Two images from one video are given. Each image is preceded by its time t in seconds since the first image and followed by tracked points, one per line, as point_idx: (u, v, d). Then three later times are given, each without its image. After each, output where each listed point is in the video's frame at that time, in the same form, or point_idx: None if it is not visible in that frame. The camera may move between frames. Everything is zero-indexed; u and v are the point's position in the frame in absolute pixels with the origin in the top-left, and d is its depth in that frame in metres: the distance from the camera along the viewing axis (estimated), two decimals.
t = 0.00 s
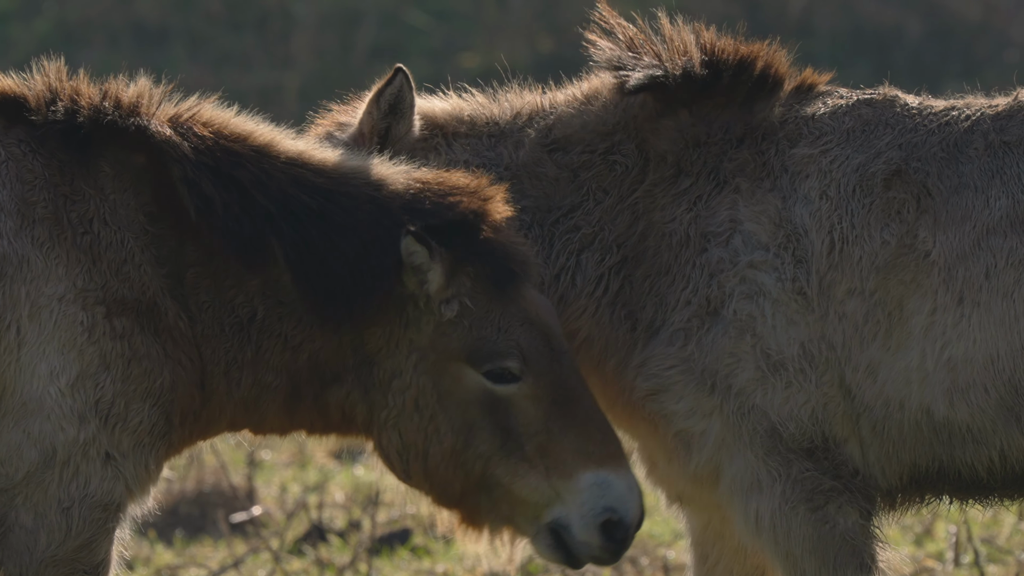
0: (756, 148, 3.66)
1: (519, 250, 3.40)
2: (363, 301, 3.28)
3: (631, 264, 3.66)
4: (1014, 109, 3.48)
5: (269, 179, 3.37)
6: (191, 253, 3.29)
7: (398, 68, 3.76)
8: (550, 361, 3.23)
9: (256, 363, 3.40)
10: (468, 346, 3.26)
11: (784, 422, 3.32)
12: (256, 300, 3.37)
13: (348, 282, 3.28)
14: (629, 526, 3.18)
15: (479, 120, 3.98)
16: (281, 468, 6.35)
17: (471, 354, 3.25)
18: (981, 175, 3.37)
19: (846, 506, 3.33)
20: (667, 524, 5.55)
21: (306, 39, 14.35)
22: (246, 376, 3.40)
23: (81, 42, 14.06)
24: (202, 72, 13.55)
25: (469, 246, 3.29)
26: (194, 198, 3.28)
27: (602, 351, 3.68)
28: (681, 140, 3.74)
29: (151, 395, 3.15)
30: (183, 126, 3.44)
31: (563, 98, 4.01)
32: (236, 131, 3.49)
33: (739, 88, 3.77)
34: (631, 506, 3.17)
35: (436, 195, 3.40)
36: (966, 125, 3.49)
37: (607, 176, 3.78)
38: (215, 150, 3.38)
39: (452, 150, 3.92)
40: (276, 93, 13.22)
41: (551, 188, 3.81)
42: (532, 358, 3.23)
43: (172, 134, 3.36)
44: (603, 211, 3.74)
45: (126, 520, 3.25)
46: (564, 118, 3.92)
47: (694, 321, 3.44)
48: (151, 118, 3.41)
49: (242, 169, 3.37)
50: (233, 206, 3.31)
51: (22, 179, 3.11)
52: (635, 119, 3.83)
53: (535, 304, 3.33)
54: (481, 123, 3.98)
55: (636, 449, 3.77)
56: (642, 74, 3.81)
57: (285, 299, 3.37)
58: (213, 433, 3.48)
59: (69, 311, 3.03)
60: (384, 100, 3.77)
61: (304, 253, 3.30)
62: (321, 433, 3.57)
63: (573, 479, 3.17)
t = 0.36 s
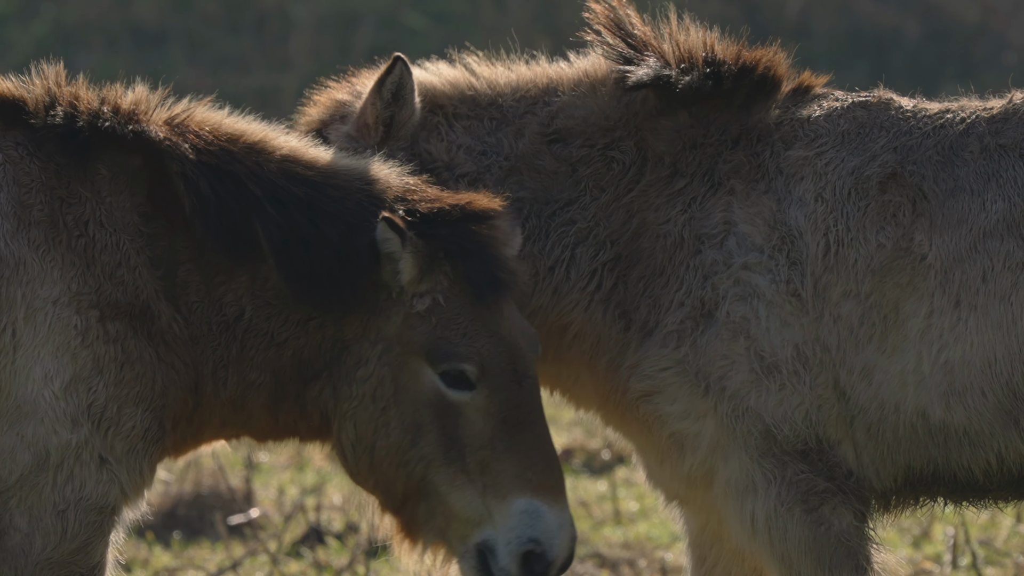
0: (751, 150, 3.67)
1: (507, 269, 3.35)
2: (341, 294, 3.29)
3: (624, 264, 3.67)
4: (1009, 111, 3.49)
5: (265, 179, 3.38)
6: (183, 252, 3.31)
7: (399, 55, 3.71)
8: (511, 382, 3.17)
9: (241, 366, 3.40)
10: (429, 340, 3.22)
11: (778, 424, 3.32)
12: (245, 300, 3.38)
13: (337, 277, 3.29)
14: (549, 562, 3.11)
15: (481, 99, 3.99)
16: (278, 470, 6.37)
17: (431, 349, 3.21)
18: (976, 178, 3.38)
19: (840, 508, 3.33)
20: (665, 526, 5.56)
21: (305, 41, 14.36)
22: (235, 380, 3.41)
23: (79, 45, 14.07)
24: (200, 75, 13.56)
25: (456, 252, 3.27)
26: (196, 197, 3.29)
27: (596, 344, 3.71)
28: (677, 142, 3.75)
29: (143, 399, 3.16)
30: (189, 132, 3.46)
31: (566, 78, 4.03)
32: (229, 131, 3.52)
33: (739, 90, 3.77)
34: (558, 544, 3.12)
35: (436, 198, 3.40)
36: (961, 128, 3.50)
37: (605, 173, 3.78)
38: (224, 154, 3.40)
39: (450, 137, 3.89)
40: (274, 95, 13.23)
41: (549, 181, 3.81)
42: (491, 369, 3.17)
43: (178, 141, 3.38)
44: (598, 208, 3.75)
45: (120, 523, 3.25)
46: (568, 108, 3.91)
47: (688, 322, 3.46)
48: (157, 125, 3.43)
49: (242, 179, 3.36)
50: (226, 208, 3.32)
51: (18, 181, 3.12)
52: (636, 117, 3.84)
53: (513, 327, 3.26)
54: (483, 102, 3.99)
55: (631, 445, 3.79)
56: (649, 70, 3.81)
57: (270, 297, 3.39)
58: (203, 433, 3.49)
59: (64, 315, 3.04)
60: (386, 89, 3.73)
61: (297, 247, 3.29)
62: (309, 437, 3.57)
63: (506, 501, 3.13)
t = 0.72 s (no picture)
0: (748, 152, 3.69)
1: (489, 268, 3.20)
2: (317, 286, 3.26)
3: (623, 258, 3.69)
4: (1003, 114, 3.51)
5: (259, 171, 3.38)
6: (175, 252, 3.34)
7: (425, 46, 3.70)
8: (473, 380, 3.03)
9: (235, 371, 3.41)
10: (394, 328, 3.12)
11: (771, 427, 3.33)
12: (239, 300, 3.38)
13: (313, 268, 3.25)
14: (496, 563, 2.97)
15: (493, 68, 3.97)
16: (276, 472, 6.41)
17: (393, 337, 3.11)
18: (971, 182, 3.39)
19: (836, 509, 3.35)
20: (663, 528, 5.58)
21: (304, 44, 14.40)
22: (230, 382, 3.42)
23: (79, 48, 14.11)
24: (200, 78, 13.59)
25: (431, 246, 3.16)
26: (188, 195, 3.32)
27: (592, 338, 3.73)
28: (682, 137, 3.77)
29: (137, 400, 3.16)
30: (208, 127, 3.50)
31: (579, 50, 4.03)
32: (226, 130, 3.51)
33: (748, 87, 3.80)
34: (505, 543, 2.96)
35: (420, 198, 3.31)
36: (956, 132, 3.51)
37: (610, 167, 3.81)
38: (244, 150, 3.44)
39: (465, 117, 3.88)
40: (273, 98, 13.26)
41: (557, 169, 3.84)
42: (450, 363, 3.04)
43: (197, 139, 3.42)
44: (601, 200, 3.78)
45: (117, 525, 3.26)
46: (581, 89, 3.92)
47: (681, 325, 3.47)
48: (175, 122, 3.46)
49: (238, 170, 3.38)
50: (219, 206, 3.33)
51: (13, 184, 3.13)
52: (646, 108, 3.85)
53: (484, 326, 3.12)
54: (495, 71, 3.97)
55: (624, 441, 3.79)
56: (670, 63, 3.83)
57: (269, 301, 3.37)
58: (202, 440, 3.50)
59: (57, 318, 3.05)
60: (413, 77, 3.74)
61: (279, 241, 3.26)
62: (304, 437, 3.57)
63: (456, 498, 3.00)
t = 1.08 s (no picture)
0: (750, 151, 3.70)
1: (457, 237, 3.22)
2: (292, 258, 3.30)
3: (627, 252, 3.71)
4: (999, 119, 3.50)
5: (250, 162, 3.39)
6: (166, 237, 3.34)
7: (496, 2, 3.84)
8: (434, 346, 3.03)
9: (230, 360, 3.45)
10: (357, 291, 3.18)
11: (765, 429, 3.34)
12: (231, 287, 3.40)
13: (288, 240, 3.29)
14: (450, 527, 2.96)
15: (527, 35, 4.04)
16: (274, 474, 6.45)
17: (357, 302, 3.15)
18: (965, 187, 3.38)
19: (832, 511, 3.35)
20: (660, 530, 5.59)
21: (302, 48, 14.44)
22: (225, 372, 3.45)
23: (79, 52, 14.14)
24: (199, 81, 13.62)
25: (398, 213, 3.21)
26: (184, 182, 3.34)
27: (583, 323, 3.80)
28: (694, 134, 3.79)
29: (134, 398, 3.17)
30: (196, 126, 3.49)
31: (614, 21, 4.05)
32: (216, 115, 3.56)
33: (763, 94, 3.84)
34: (459, 509, 2.97)
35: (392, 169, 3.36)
36: (951, 137, 3.51)
37: (625, 156, 3.84)
38: (233, 146, 3.44)
39: (498, 82, 3.97)
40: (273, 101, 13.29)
41: (575, 153, 3.90)
42: (411, 328, 3.05)
43: (185, 137, 3.41)
44: (611, 187, 3.82)
45: (117, 526, 3.27)
46: (607, 72, 3.95)
47: (678, 324, 3.48)
48: (163, 122, 3.44)
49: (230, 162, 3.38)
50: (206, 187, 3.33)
51: (8, 184, 3.14)
52: (666, 101, 3.87)
53: (450, 293, 3.11)
54: (528, 38, 4.04)
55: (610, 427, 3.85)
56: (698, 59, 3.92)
57: (257, 286, 3.40)
58: (208, 425, 3.53)
59: (53, 319, 3.06)
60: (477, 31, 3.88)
61: (255, 217, 3.31)
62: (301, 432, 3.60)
63: (412, 462, 3.03)
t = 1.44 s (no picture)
0: (754, 147, 3.67)
1: (418, 182, 3.25)
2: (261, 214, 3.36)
3: (633, 238, 3.73)
4: (993, 125, 3.44)
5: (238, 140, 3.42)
6: (159, 219, 3.36)
7: None
8: (390, 288, 3.03)
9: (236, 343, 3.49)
10: (320, 240, 3.20)
11: (760, 429, 3.34)
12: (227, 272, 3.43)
13: (256, 195, 3.35)
14: (407, 466, 2.92)
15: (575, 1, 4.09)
16: (272, 477, 6.44)
17: (319, 252, 3.17)
18: (959, 191, 3.31)
19: (829, 511, 3.34)
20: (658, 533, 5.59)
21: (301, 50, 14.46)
22: (223, 356, 3.48)
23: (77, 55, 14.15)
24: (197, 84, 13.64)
25: (358, 161, 3.23)
26: (168, 161, 3.37)
27: (582, 302, 3.83)
28: (709, 123, 3.78)
29: (135, 395, 3.17)
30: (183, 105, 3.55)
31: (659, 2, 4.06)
32: (206, 99, 3.62)
33: (776, 90, 3.80)
34: (415, 448, 2.93)
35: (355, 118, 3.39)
36: (947, 141, 3.45)
37: (645, 140, 3.86)
38: (220, 121, 3.50)
39: (543, 40, 4.02)
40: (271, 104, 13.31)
41: (600, 130, 3.93)
42: (368, 273, 3.05)
43: (172, 116, 3.46)
44: (624, 171, 3.85)
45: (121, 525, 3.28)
46: (641, 55, 3.97)
47: (677, 320, 3.47)
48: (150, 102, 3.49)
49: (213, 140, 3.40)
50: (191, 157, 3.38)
51: (6, 183, 3.14)
52: (689, 90, 3.88)
53: (409, 237, 3.11)
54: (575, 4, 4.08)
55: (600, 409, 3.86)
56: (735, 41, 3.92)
57: (243, 260, 3.44)
58: (215, 411, 3.55)
59: (52, 319, 3.06)
60: None
61: (226, 177, 3.36)
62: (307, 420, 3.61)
63: (373, 405, 3.03)
